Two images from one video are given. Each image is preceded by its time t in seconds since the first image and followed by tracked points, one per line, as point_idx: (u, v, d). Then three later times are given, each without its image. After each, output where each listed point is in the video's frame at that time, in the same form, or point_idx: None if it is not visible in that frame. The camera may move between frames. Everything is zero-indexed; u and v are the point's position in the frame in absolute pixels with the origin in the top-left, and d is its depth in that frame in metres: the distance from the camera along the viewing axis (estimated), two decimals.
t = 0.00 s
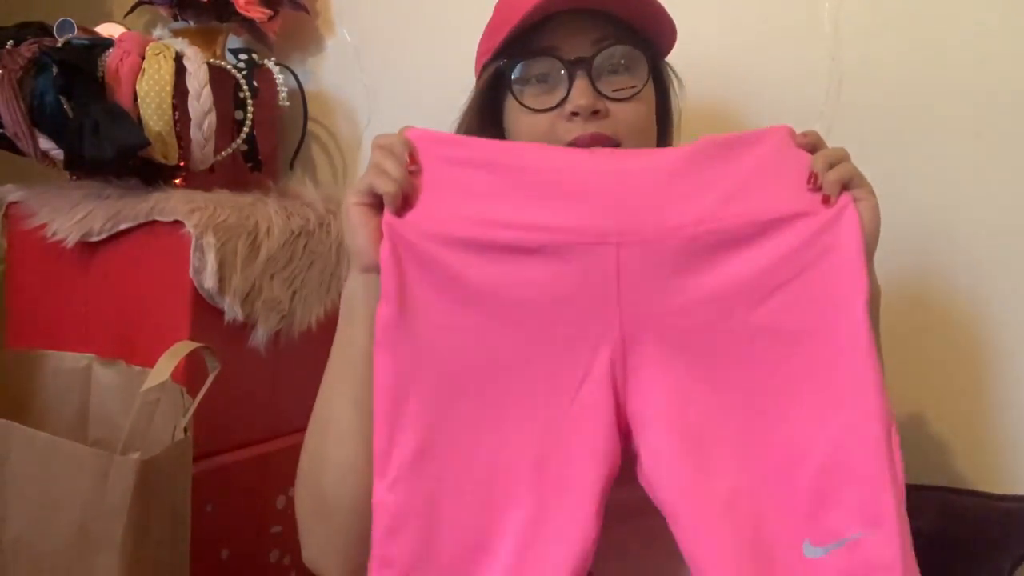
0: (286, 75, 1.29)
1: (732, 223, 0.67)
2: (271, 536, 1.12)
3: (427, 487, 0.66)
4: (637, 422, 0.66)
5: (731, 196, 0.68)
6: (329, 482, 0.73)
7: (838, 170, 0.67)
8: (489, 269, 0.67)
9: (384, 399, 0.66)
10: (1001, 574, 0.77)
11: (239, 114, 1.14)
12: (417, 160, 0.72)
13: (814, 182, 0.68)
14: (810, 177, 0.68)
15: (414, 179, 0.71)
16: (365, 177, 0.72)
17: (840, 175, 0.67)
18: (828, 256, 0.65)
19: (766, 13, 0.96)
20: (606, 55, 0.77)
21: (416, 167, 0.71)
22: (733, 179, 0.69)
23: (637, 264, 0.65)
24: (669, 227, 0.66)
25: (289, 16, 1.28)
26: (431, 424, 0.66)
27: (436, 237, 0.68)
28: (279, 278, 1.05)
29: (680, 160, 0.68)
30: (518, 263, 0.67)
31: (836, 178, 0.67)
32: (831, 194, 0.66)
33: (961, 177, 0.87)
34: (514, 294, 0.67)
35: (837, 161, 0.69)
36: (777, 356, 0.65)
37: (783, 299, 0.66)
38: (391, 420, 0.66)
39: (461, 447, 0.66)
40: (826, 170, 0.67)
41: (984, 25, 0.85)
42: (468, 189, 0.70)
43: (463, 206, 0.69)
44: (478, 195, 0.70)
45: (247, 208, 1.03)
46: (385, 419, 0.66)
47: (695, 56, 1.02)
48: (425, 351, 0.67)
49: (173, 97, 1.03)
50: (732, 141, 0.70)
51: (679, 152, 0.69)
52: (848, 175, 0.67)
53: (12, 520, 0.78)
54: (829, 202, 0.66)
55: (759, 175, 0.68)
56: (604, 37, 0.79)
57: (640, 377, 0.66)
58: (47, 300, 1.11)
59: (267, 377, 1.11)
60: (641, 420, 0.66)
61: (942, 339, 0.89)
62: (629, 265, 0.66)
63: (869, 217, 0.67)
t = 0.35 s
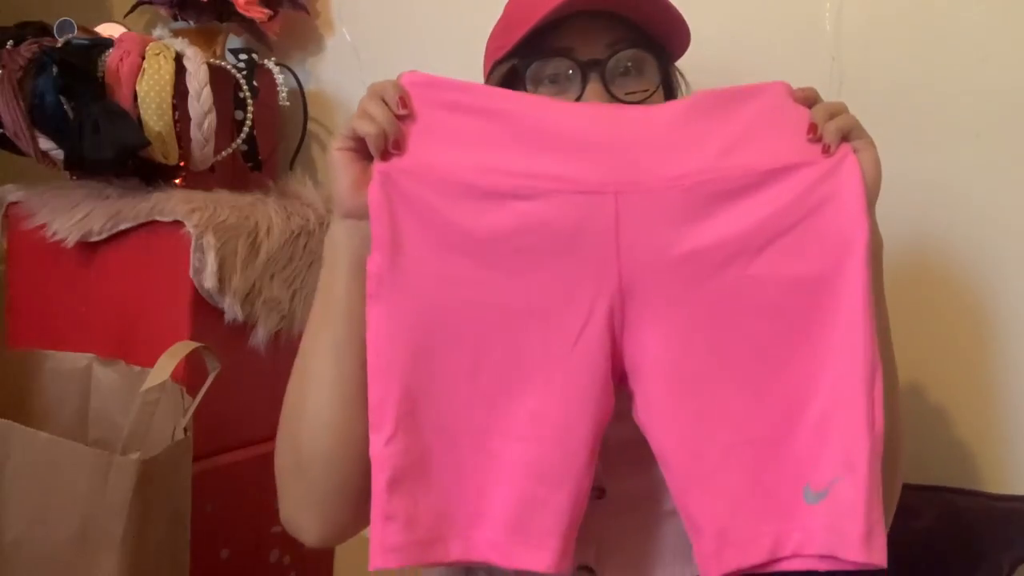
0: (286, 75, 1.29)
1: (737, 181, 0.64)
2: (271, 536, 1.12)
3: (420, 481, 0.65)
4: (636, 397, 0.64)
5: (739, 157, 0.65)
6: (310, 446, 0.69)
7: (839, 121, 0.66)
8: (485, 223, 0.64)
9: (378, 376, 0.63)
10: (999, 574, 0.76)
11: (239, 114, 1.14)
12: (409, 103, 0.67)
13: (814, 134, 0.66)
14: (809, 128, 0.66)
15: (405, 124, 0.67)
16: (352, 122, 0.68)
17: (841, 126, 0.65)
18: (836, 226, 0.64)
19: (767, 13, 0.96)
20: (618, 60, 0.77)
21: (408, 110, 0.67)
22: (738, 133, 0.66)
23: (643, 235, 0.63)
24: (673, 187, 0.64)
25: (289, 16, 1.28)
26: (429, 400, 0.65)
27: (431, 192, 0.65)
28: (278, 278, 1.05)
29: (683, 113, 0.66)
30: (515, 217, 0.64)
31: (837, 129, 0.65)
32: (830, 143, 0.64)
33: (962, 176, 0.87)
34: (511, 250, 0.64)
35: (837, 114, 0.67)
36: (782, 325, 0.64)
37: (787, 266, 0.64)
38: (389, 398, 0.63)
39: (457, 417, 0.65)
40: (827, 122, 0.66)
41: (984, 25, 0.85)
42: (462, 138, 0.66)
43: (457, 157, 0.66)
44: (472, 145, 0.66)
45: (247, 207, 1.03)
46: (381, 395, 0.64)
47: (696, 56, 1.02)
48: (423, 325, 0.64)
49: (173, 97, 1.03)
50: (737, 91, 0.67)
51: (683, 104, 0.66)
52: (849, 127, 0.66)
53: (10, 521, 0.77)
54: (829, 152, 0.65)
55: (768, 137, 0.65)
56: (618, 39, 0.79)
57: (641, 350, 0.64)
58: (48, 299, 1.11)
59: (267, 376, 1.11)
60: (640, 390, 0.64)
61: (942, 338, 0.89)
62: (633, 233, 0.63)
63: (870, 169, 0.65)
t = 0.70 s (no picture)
0: (286, 75, 1.28)
1: (733, 166, 0.64)
2: (270, 536, 1.12)
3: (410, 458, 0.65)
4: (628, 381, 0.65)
5: (738, 143, 0.65)
6: (302, 426, 0.70)
7: (843, 103, 0.65)
8: (479, 202, 0.65)
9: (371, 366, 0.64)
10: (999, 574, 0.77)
11: (239, 114, 1.14)
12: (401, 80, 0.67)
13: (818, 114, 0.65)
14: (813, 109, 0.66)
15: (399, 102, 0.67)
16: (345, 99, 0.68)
17: (845, 107, 0.65)
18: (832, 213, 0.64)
19: (767, 13, 0.96)
20: (620, 58, 0.77)
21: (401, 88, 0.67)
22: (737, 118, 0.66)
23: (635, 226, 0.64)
24: (666, 172, 0.64)
25: (289, 15, 1.28)
26: (421, 388, 0.66)
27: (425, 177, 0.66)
28: (278, 277, 1.05)
29: (682, 96, 0.66)
30: (508, 200, 0.65)
31: (842, 111, 0.64)
32: (833, 126, 0.64)
33: (961, 176, 0.87)
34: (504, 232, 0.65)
35: (845, 93, 0.66)
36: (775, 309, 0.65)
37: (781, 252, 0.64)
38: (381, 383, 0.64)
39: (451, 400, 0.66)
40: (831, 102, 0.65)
41: (985, 24, 0.85)
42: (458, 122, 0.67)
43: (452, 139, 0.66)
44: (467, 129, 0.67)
45: (247, 207, 1.03)
46: (374, 382, 0.64)
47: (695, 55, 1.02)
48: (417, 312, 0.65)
49: (173, 98, 1.03)
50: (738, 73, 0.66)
51: (682, 89, 0.66)
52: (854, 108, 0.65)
53: (11, 521, 0.77)
54: (832, 135, 0.64)
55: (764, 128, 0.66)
56: (620, 37, 0.79)
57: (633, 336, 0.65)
58: (48, 299, 1.11)
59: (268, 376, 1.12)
60: (633, 372, 0.65)
61: (941, 338, 0.89)
62: (627, 220, 0.64)
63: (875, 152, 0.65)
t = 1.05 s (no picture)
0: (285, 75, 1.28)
1: (749, 105, 0.60)
2: (271, 536, 1.13)
3: (381, 425, 0.62)
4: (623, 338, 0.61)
5: (759, 78, 0.60)
6: (280, 367, 0.67)
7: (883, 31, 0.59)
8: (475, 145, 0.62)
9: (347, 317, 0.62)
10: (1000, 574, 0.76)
11: (239, 115, 1.14)
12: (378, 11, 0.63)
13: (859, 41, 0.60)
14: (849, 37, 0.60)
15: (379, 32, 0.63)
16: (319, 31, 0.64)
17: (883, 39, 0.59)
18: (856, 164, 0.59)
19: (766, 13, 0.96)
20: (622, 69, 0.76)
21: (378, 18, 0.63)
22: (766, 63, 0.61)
23: (641, 173, 0.60)
24: (676, 106, 0.60)
25: (288, 15, 1.28)
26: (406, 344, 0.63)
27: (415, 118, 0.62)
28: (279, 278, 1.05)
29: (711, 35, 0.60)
30: (500, 137, 0.61)
31: (882, 39, 0.59)
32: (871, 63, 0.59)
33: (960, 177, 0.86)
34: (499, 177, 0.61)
35: (889, 14, 0.60)
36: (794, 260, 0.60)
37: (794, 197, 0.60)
38: (363, 348, 0.62)
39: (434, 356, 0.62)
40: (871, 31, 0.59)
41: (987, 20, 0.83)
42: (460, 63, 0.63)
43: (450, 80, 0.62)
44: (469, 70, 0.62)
45: (247, 207, 1.03)
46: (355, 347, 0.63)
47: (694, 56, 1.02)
48: (401, 262, 0.62)
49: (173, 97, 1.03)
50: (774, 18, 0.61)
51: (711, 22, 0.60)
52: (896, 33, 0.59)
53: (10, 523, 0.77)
54: (869, 69, 0.59)
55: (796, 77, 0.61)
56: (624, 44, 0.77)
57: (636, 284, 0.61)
58: (48, 299, 1.11)
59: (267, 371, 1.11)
60: (630, 321, 0.61)
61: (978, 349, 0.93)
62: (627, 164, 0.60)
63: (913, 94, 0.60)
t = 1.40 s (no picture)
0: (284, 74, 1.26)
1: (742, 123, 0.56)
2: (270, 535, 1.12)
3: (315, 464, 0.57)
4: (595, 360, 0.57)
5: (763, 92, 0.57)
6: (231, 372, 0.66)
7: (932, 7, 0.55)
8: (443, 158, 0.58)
9: (301, 343, 0.57)
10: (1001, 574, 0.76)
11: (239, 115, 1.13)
12: None
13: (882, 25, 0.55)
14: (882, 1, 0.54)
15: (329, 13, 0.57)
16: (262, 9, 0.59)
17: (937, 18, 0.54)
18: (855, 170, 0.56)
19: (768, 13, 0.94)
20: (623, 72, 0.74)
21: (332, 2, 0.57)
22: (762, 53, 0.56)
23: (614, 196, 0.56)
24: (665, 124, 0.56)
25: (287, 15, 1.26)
26: (340, 381, 0.57)
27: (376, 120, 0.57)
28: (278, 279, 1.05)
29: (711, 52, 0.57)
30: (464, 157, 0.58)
31: (940, 25, 0.54)
32: (920, 47, 0.55)
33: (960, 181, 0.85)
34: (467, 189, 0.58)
35: None
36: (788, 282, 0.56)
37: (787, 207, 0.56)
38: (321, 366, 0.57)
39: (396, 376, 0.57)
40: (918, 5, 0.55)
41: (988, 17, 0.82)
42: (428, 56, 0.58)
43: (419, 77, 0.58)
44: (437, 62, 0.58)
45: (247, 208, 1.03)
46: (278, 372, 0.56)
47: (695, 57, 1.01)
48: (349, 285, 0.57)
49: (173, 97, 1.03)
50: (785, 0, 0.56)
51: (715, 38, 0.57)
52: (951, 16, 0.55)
53: (13, 519, 0.79)
54: (913, 47, 0.55)
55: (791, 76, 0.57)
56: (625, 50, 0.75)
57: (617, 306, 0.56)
58: (48, 299, 1.11)
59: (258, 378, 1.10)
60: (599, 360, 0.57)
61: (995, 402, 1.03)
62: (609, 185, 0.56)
63: (935, 83, 0.58)
